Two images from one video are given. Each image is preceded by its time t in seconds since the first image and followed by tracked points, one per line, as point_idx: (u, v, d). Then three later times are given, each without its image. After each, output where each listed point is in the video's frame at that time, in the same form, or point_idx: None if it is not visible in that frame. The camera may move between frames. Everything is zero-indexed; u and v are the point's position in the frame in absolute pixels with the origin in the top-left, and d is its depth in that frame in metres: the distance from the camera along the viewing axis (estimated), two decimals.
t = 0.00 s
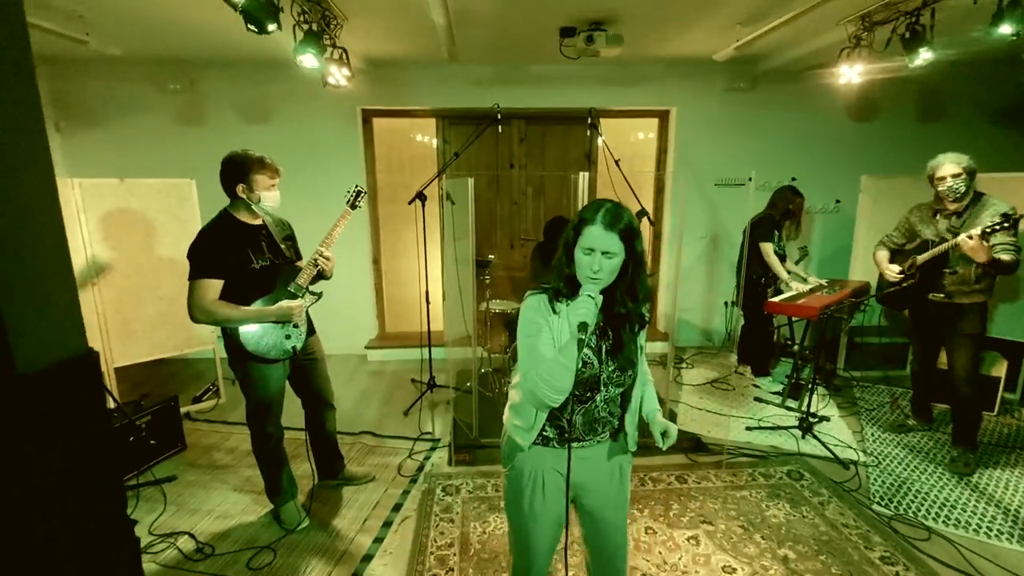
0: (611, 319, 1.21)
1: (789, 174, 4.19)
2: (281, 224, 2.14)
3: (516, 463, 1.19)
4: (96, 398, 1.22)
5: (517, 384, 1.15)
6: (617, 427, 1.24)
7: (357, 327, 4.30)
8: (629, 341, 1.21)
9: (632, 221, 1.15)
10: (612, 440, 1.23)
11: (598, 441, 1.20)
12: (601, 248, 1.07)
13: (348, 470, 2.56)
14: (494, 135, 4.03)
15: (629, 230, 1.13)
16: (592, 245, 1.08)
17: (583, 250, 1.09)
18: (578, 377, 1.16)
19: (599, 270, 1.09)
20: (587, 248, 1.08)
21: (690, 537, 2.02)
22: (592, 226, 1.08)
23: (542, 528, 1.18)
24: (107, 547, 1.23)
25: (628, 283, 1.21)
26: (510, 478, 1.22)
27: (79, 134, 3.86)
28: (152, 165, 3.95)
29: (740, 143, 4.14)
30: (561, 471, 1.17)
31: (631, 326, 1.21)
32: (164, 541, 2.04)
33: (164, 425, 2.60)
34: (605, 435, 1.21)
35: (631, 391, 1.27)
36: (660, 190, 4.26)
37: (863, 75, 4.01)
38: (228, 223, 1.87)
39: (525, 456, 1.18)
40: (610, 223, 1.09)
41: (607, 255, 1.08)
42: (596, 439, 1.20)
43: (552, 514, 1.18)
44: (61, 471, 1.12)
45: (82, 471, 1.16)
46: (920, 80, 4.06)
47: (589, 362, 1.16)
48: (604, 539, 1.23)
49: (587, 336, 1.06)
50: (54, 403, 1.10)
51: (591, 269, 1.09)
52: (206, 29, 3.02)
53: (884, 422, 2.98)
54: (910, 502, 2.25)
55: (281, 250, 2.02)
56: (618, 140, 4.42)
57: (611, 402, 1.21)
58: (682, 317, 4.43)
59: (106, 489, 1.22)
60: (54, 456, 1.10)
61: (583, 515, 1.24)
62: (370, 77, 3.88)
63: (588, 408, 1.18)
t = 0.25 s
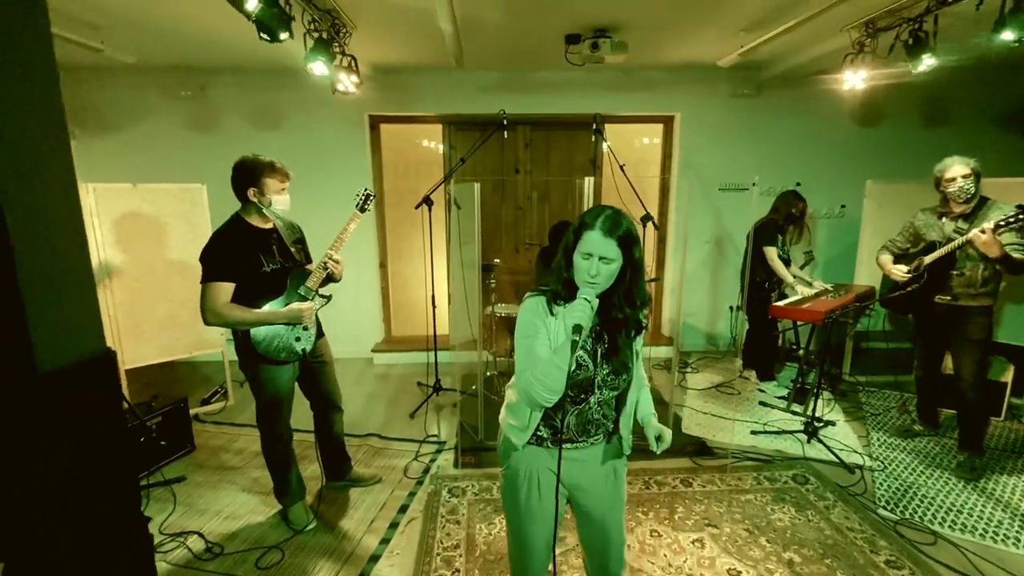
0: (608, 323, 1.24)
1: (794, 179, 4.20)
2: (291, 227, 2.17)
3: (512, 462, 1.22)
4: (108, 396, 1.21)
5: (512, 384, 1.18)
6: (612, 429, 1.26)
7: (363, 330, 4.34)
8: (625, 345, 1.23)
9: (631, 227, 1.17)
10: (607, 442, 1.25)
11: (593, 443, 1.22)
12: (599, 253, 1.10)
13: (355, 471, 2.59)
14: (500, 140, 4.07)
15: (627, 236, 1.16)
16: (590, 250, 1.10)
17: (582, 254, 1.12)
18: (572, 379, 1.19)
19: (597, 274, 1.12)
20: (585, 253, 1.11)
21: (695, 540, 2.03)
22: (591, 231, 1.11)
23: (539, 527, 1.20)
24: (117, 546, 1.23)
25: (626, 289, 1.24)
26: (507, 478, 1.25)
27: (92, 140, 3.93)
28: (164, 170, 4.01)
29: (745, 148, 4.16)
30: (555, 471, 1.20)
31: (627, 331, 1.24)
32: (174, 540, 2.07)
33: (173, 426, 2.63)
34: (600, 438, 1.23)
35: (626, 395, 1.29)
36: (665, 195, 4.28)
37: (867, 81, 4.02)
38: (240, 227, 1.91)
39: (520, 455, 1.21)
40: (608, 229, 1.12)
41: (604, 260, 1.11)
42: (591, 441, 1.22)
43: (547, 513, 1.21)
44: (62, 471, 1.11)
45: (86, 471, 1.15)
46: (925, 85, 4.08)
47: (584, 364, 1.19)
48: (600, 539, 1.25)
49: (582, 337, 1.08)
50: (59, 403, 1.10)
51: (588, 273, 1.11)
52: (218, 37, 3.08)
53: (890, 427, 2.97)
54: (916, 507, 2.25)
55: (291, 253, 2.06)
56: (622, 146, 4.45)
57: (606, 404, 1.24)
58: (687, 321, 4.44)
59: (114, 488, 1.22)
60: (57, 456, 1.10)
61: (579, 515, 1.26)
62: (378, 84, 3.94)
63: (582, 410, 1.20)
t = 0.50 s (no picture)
0: (607, 322, 1.28)
1: (800, 181, 4.21)
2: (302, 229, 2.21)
3: (514, 458, 1.25)
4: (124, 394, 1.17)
5: (512, 380, 1.21)
6: (611, 428, 1.29)
7: (370, 331, 4.38)
8: (624, 344, 1.27)
9: (632, 228, 1.21)
10: (606, 440, 1.27)
11: (592, 440, 1.25)
12: (599, 252, 1.14)
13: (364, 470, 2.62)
14: (506, 143, 4.11)
15: (627, 237, 1.20)
16: (591, 250, 1.14)
17: (583, 253, 1.16)
18: (572, 376, 1.22)
19: (597, 273, 1.15)
20: (586, 252, 1.15)
21: (700, 539, 2.04)
22: (592, 231, 1.15)
23: (540, 523, 1.22)
24: (131, 548, 1.19)
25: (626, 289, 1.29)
26: (508, 474, 1.27)
27: (105, 143, 3.99)
28: (175, 172, 4.07)
29: (750, 150, 4.17)
30: (555, 467, 1.23)
31: (626, 330, 1.28)
32: (186, 536, 2.11)
33: (184, 425, 2.66)
34: (599, 436, 1.26)
35: (626, 393, 1.33)
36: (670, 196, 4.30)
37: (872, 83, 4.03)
38: (252, 228, 1.94)
39: (521, 451, 1.24)
40: (609, 230, 1.15)
41: (605, 259, 1.15)
42: (590, 438, 1.24)
43: (548, 509, 1.23)
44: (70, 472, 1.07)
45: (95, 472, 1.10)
46: (931, 87, 4.08)
47: (584, 362, 1.23)
48: (600, 537, 1.27)
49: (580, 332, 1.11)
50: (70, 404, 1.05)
51: (589, 271, 1.15)
52: (231, 42, 3.13)
53: (896, 429, 2.97)
54: (921, 508, 2.25)
55: (302, 254, 2.09)
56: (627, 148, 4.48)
57: (605, 403, 1.27)
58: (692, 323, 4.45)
59: (129, 489, 1.18)
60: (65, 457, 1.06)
61: (580, 512, 1.28)
62: (386, 87, 3.99)
63: (582, 406, 1.24)
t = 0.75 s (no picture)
0: (609, 317, 1.30)
1: (806, 179, 4.21)
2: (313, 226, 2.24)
3: (516, 451, 1.28)
4: (144, 385, 1.19)
5: (515, 374, 1.24)
6: (612, 422, 1.31)
7: (377, 329, 4.41)
8: (626, 340, 1.29)
9: (634, 226, 1.24)
10: (607, 433, 1.30)
11: (593, 434, 1.27)
12: (601, 249, 1.17)
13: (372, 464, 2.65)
14: (511, 142, 4.13)
15: (630, 234, 1.22)
16: (593, 245, 1.17)
17: (585, 249, 1.18)
18: (574, 370, 1.25)
19: (599, 269, 1.18)
20: (588, 248, 1.18)
21: (706, 534, 2.06)
22: (595, 228, 1.18)
23: (543, 515, 1.24)
24: (149, 536, 1.21)
25: (628, 285, 1.31)
26: (511, 467, 1.30)
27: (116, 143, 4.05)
28: (185, 172, 4.13)
29: (756, 149, 4.18)
30: (557, 459, 1.25)
31: (628, 326, 1.30)
32: (198, 528, 2.15)
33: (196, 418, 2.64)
34: (599, 429, 1.28)
35: (627, 388, 1.35)
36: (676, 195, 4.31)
37: (878, 82, 4.03)
38: (264, 225, 1.98)
39: (524, 444, 1.27)
40: (611, 226, 1.18)
41: (607, 256, 1.18)
42: (591, 431, 1.27)
43: (551, 501, 1.25)
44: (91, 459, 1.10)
45: (114, 460, 1.13)
46: (938, 86, 4.07)
47: (586, 356, 1.25)
48: (603, 530, 1.29)
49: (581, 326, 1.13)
50: (93, 392, 1.08)
51: (590, 267, 1.18)
52: (241, 42, 3.17)
53: (901, 427, 2.98)
54: (926, 505, 2.26)
55: (313, 250, 2.12)
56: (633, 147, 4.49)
57: (607, 397, 1.29)
58: (698, 321, 4.46)
59: (154, 473, 1.21)
60: (87, 444, 1.09)
61: (582, 505, 1.30)
62: (393, 87, 4.02)
63: (582, 400, 1.26)
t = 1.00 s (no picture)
0: (610, 309, 1.31)
1: (812, 176, 4.20)
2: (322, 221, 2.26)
3: (521, 442, 1.30)
4: (160, 376, 1.22)
5: (519, 365, 1.27)
6: (615, 414, 1.33)
7: (383, 324, 4.44)
8: (627, 331, 1.31)
9: (634, 218, 1.26)
10: (610, 425, 1.32)
11: (596, 425, 1.29)
12: (601, 239, 1.19)
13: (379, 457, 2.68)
14: (517, 139, 4.14)
15: (630, 226, 1.25)
16: (593, 236, 1.20)
17: (586, 240, 1.21)
18: (576, 361, 1.27)
19: (599, 259, 1.21)
20: (589, 239, 1.21)
21: (710, 527, 2.08)
22: (595, 219, 1.21)
23: (547, 506, 1.27)
24: (163, 524, 1.24)
25: (629, 278, 1.33)
26: (515, 458, 1.32)
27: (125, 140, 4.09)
28: (193, 168, 4.16)
29: (762, 146, 4.17)
30: (560, 450, 1.28)
31: (630, 317, 1.32)
32: (210, 518, 2.18)
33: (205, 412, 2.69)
34: (603, 421, 1.30)
35: (630, 380, 1.37)
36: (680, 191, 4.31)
37: (884, 78, 4.02)
38: (274, 220, 2.00)
39: (528, 435, 1.29)
40: (611, 217, 1.21)
41: (607, 246, 1.20)
42: (594, 423, 1.29)
43: (555, 491, 1.27)
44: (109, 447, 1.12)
45: (131, 449, 1.15)
46: (944, 82, 4.05)
47: (588, 347, 1.27)
48: (607, 520, 1.31)
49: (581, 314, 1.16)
50: (111, 382, 1.11)
51: (591, 257, 1.21)
52: (249, 39, 3.20)
53: (906, 423, 2.98)
54: (930, 500, 2.27)
55: (322, 246, 2.14)
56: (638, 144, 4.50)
57: (609, 388, 1.31)
58: (702, 318, 4.47)
59: (168, 463, 1.24)
60: (104, 433, 1.11)
61: (586, 496, 1.33)
62: (399, 84, 4.04)
63: (585, 391, 1.28)
